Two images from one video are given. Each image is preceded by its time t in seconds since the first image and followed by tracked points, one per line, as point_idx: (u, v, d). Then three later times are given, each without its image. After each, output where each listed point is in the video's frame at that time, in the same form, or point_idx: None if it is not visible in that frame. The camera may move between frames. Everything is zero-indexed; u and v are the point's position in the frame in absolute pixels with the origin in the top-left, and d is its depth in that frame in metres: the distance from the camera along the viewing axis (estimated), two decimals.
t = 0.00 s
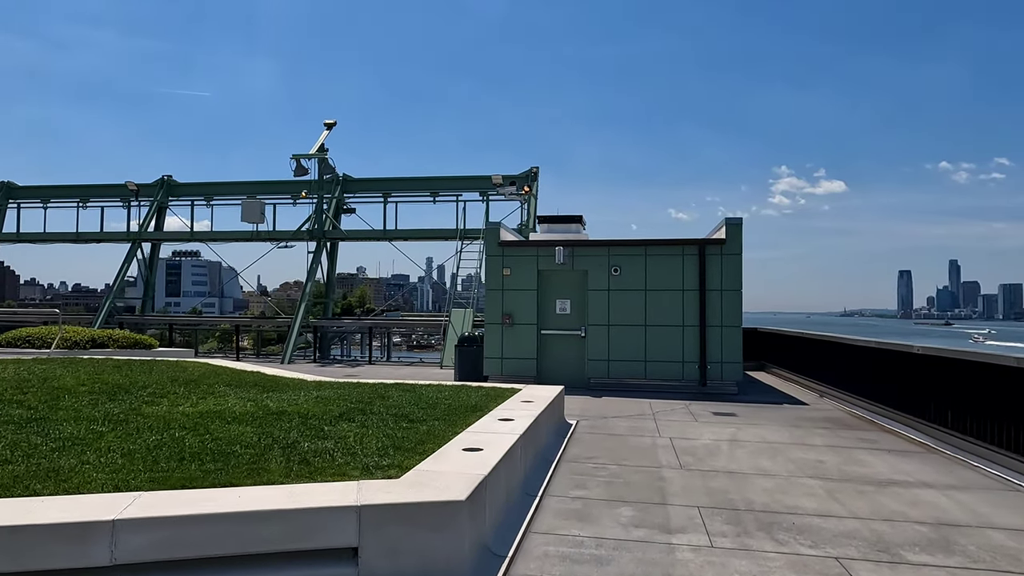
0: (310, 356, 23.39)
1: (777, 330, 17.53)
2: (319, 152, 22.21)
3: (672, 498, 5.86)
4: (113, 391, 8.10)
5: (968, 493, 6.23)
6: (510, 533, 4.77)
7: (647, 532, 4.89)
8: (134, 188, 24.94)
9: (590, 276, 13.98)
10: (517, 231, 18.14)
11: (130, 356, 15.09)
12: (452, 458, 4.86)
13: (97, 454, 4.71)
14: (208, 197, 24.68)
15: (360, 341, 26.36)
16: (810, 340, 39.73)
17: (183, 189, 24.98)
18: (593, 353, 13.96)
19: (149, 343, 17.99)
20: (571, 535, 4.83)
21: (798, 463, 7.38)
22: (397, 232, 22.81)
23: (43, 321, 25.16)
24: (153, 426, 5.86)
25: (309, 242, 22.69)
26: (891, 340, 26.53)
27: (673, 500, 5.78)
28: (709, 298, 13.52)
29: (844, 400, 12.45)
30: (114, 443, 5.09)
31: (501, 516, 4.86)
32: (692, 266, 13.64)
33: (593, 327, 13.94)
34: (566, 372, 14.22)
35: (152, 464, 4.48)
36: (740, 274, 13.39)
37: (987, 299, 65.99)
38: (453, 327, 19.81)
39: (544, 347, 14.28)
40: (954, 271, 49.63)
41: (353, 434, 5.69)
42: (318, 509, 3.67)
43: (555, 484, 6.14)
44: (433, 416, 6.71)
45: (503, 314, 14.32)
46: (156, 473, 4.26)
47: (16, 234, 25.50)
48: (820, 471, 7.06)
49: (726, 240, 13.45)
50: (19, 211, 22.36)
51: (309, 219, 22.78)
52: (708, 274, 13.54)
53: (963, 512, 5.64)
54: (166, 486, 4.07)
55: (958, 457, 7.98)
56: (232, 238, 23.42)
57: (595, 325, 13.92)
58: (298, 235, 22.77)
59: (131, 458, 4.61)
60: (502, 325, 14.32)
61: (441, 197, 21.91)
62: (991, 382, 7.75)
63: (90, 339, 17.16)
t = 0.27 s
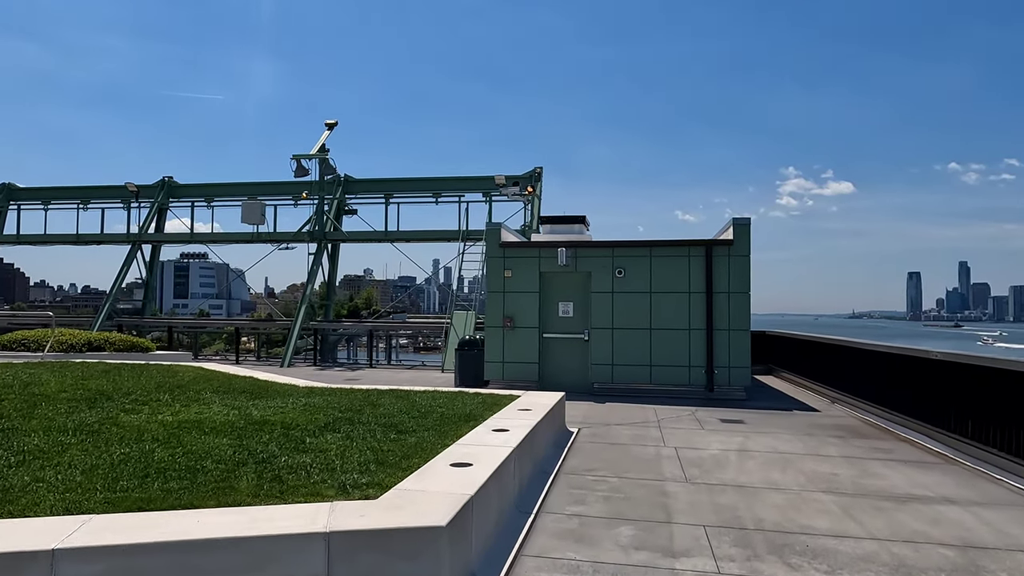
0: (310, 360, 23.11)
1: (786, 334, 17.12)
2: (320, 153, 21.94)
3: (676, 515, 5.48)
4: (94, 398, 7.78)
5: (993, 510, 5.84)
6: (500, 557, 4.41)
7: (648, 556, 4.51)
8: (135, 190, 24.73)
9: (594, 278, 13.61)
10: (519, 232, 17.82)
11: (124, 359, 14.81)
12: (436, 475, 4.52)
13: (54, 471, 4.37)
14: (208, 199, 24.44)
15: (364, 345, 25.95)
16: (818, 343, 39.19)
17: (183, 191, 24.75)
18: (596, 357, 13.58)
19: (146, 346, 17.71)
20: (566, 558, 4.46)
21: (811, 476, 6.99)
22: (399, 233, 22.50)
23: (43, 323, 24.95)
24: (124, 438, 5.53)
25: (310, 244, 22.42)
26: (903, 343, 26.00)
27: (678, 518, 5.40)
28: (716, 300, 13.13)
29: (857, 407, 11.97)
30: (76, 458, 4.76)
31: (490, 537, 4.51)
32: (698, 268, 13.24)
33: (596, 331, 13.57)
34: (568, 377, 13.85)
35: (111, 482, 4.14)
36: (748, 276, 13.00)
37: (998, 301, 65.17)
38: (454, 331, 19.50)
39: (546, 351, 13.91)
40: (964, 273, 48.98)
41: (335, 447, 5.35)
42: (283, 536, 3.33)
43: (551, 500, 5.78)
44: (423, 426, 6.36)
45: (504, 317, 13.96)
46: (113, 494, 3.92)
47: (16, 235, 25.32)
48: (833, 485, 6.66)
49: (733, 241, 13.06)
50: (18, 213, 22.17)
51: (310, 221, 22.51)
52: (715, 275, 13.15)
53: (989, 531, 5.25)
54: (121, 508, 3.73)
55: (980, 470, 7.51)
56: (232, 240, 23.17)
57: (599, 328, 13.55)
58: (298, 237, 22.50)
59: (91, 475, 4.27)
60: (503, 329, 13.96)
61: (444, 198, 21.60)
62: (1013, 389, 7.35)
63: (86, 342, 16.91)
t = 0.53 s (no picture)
0: (315, 364, 22.88)
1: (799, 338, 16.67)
2: (325, 155, 21.72)
3: (686, 534, 5.11)
4: (80, 405, 7.49)
5: None
6: None
7: None
8: (141, 193, 24.62)
9: (601, 281, 13.24)
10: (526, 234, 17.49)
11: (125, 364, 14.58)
12: (425, 492, 4.17)
13: (15, 488, 4.06)
14: (214, 202, 24.29)
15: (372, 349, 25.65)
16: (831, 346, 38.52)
17: (189, 194, 24.61)
18: (604, 362, 13.20)
19: (149, 350, 17.50)
20: None
21: (830, 489, 6.59)
22: (405, 236, 22.23)
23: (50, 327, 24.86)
24: (100, 450, 5.21)
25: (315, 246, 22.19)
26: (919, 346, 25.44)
27: (688, 537, 5.03)
28: (728, 303, 12.72)
29: (876, 415, 11.47)
30: (43, 472, 4.44)
31: (483, 559, 4.15)
32: (710, 270, 12.84)
33: (604, 335, 13.19)
34: (576, 382, 13.48)
35: (72, 501, 3.82)
36: (761, 278, 12.59)
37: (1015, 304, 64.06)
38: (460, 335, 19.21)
39: (553, 355, 13.55)
40: (983, 274, 48.16)
41: (322, 460, 5.01)
42: (247, 565, 3.00)
43: (553, 517, 5.41)
44: (418, 436, 6.01)
45: (510, 321, 13.61)
46: (72, 515, 3.60)
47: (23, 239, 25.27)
48: (856, 500, 6.24)
49: (746, 242, 12.66)
50: (24, 216, 22.10)
51: (315, 223, 22.30)
52: (727, 278, 12.75)
53: None
54: (77, 532, 3.40)
55: (1010, 483, 7.09)
56: (238, 243, 22.99)
57: (607, 332, 13.17)
58: (304, 239, 22.29)
59: (52, 493, 3.95)
60: (509, 333, 13.61)
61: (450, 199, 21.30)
62: None
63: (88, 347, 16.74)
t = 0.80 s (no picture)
0: (324, 366, 22.66)
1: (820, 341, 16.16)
2: (335, 155, 21.51)
3: (705, 554, 4.72)
4: (74, 410, 7.24)
5: None
6: None
7: None
8: (152, 195, 24.57)
9: (615, 281, 12.85)
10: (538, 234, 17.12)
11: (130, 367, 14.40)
12: (420, 510, 3.82)
13: None
14: (225, 203, 24.18)
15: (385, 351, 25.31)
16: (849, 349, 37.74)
17: (200, 195, 24.52)
18: (618, 365, 12.80)
19: (158, 352, 17.34)
20: None
21: (859, 503, 6.16)
22: (415, 237, 21.94)
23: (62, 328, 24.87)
24: (81, 458, 4.92)
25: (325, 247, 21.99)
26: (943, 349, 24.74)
27: (707, 557, 4.64)
28: (746, 304, 12.28)
29: (903, 421, 10.94)
30: (13, 484, 4.15)
31: None
32: (728, 270, 12.40)
33: (618, 337, 12.80)
34: (589, 386, 13.09)
35: (35, 518, 3.52)
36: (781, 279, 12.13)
37: None
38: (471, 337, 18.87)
39: (565, 358, 13.18)
40: (1005, 281, 47.45)
41: (313, 471, 4.67)
42: None
43: (561, 534, 5.04)
44: (419, 445, 5.66)
45: (521, 323, 13.25)
46: (31, 534, 3.29)
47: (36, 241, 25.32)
48: (887, 515, 5.81)
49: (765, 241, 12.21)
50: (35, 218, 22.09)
51: (325, 224, 22.11)
52: (745, 278, 12.30)
53: None
54: (32, 554, 3.09)
55: None
56: (248, 244, 22.84)
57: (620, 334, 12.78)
58: (314, 240, 22.09)
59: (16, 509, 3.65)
60: (519, 335, 13.25)
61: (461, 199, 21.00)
62: None
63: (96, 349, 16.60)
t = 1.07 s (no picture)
0: (333, 370, 22.44)
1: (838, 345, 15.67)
2: (344, 156, 21.32)
3: None
4: (62, 417, 7.00)
5: None
6: None
7: None
8: (162, 198, 24.54)
9: (626, 283, 12.48)
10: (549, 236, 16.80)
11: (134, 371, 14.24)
12: (403, 533, 3.50)
13: None
14: (234, 206, 24.09)
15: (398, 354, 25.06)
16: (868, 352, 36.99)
17: (210, 198, 24.45)
18: (629, 370, 12.43)
19: (165, 355, 17.21)
20: None
21: (883, 520, 5.75)
22: (424, 239, 21.69)
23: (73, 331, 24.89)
24: (54, 470, 4.66)
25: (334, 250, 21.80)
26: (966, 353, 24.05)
27: None
28: (762, 307, 11.86)
29: (927, 430, 10.43)
30: None
31: None
32: (743, 271, 11.99)
33: (628, 340, 12.43)
34: (599, 391, 12.72)
35: None
36: (798, 280, 11.71)
37: None
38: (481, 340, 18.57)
39: (574, 363, 12.82)
40: None
41: (295, 487, 4.37)
42: None
43: (562, 555, 4.70)
44: (413, 457, 5.34)
45: (529, 326, 12.92)
46: None
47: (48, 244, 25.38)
48: (915, 533, 5.40)
49: (781, 242, 11.79)
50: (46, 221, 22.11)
51: (334, 226, 21.93)
52: (761, 280, 11.89)
53: None
54: None
55: None
56: (257, 246, 22.71)
57: (631, 338, 12.41)
58: (322, 243, 21.91)
59: None
60: (528, 339, 12.92)
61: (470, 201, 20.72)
62: None
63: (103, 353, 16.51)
